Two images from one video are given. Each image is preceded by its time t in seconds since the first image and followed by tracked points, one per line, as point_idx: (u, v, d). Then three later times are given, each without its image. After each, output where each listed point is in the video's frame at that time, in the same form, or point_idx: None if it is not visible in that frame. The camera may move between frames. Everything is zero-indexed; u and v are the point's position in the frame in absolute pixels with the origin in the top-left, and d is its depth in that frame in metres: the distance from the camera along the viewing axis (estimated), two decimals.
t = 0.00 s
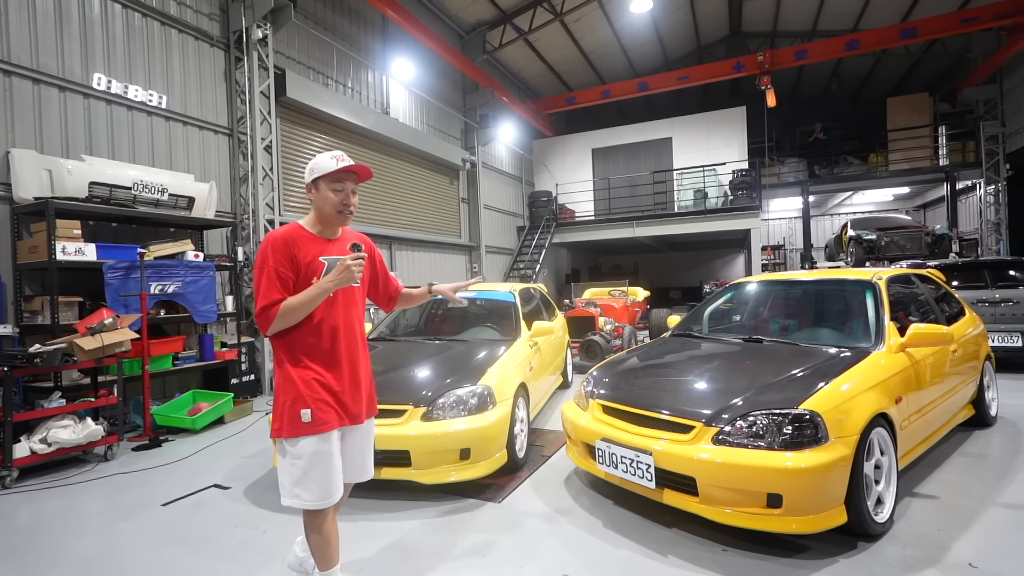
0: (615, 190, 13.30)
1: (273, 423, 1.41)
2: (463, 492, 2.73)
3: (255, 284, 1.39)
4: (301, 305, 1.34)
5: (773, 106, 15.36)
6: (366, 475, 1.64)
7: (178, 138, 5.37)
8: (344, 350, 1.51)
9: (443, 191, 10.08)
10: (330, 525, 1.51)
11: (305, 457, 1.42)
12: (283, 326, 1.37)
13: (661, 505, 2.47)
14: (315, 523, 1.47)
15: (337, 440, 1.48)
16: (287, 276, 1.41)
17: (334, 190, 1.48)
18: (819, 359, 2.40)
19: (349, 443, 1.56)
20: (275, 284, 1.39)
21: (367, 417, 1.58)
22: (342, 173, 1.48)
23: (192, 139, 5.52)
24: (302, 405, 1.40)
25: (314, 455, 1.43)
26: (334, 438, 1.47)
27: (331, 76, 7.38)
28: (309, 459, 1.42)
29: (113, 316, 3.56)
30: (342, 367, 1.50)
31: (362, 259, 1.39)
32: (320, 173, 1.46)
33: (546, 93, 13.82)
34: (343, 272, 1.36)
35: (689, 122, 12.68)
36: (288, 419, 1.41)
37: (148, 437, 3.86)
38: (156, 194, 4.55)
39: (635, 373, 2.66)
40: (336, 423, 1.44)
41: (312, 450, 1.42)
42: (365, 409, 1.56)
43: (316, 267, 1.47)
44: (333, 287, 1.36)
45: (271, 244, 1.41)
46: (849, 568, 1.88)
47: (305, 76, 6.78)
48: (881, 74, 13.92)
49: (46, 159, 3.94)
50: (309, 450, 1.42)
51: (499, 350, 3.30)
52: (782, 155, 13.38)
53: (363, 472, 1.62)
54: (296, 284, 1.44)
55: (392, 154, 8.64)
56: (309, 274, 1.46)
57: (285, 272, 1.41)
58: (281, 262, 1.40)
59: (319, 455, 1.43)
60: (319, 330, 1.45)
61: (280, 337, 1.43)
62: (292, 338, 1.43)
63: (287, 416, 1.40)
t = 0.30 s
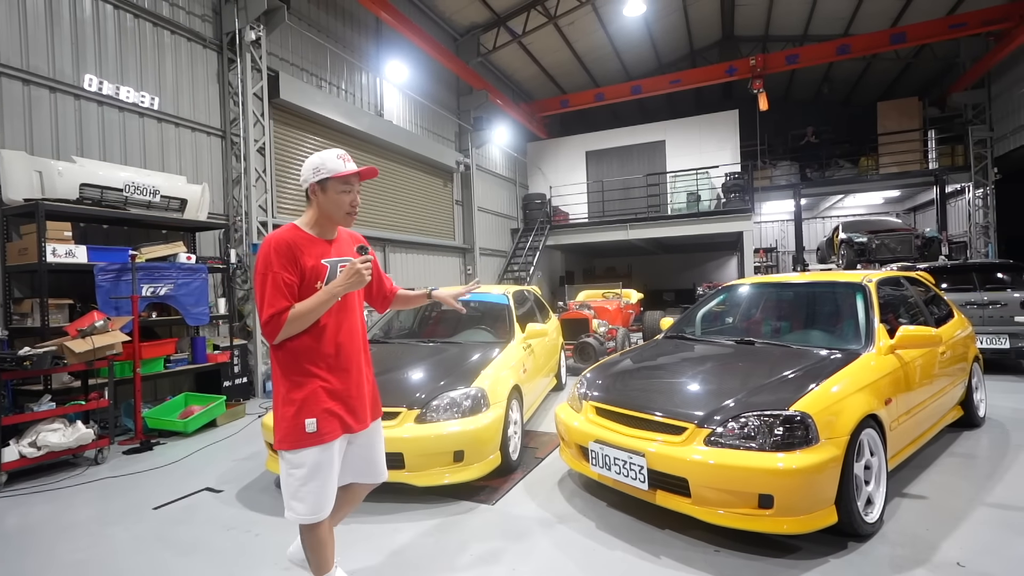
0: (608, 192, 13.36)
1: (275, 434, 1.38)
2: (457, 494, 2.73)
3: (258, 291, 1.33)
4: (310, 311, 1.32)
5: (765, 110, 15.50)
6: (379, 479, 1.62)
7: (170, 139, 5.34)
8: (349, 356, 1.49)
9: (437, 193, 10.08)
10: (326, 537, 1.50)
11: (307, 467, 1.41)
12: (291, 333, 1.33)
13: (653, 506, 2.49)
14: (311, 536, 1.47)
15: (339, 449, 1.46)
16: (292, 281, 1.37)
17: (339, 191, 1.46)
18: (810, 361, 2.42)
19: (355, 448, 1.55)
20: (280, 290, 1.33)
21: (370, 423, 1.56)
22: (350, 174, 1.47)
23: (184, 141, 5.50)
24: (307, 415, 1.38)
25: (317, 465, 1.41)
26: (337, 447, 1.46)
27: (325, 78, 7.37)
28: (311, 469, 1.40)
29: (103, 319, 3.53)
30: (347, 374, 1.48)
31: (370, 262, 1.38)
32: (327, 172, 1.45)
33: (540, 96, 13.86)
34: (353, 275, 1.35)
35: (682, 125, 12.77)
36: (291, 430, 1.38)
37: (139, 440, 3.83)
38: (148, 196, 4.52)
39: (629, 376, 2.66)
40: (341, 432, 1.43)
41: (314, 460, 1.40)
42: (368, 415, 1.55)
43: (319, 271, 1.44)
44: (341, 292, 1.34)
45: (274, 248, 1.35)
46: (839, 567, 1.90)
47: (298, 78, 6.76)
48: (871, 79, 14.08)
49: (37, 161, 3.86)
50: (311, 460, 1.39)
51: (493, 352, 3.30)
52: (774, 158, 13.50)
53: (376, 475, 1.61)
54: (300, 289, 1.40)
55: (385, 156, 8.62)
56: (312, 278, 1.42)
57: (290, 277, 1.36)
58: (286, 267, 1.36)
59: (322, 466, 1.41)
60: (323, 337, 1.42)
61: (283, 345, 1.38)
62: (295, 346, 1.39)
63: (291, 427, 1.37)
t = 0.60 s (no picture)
0: (604, 192, 13.38)
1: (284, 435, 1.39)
2: (453, 493, 2.73)
3: (264, 291, 1.32)
4: (321, 311, 1.31)
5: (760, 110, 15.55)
6: (395, 473, 1.65)
7: (165, 139, 5.32)
8: (355, 356, 1.49)
9: (433, 192, 10.07)
10: (328, 536, 1.49)
11: (317, 468, 1.41)
12: (299, 334, 1.33)
13: (648, 506, 2.50)
14: (310, 534, 1.46)
15: (348, 448, 1.47)
16: (297, 281, 1.36)
17: (339, 187, 1.46)
18: (804, 360, 2.44)
19: (367, 445, 1.58)
20: (286, 290, 1.32)
21: (377, 422, 1.57)
22: (351, 171, 1.48)
23: (179, 140, 5.48)
24: (316, 416, 1.39)
25: (327, 466, 1.41)
26: (346, 447, 1.47)
27: (320, 77, 7.35)
28: (320, 469, 1.40)
29: (98, 318, 3.52)
30: (354, 374, 1.48)
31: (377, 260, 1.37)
32: (329, 168, 1.44)
33: (536, 95, 13.86)
34: (363, 275, 1.34)
35: (678, 125, 12.80)
36: (299, 432, 1.38)
37: (133, 440, 3.82)
38: (143, 195, 4.50)
39: (625, 375, 2.67)
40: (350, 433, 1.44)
41: (324, 461, 1.41)
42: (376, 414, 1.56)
43: (324, 270, 1.44)
44: (348, 292, 1.33)
45: (279, 248, 1.35)
46: (833, 566, 1.92)
47: (294, 77, 6.74)
48: (865, 80, 14.15)
49: (31, 160, 3.83)
50: (322, 460, 1.40)
51: (488, 352, 3.30)
52: (770, 158, 13.55)
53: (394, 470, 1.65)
54: (306, 289, 1.39)
55: (381, 155, 8.61)
56: (317, 278, 1.41)
57: (296, 277, 1.35)
58: (291, 268, 1.35)
59: (333, 466, 1.42)
60: (330, 338, 1.42)
61: (290, 347, 1.38)
62: (303, 347, 1.39)
63: (300, 429, 1.38)
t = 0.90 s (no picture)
0: (608, 193, 13.37)
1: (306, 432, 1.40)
2: (455, 494, 2.73)
3: (287, 290, 1.34)
4: (335, 311, 1.30)
5: (765, 111, 15.52)
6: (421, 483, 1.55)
7: (171, 140, 5.35)
8: (380, 358, 1.45)
9: (437, 194, 10.09)
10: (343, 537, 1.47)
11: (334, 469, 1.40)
12: (317, 333, 1.32)
13: (651, 507, 2.49)
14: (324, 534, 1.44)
15: (367, 452, 1.43)
16: (320, 281, 1.36)
17: (351, 184, 1.44)
18: (808, 362, 2.43)
19: (389, 449, 1.51)
20: (307, 289, 1.33)
21: (404, 427, 1.51)
22: (352, 164, 1.43)
23: (184, 141, 5.51)
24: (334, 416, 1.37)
25: (344, 468, 1.40)
26: (365, 450, 1.43)
27: (325, 79, 7.39)
28: (337, 471, 1.39)
29: (104, 319, 3.54)
30: (376, 377, 1.44)
31: (395, 259, 1.32)
32: (332, 170, 1.45)
33: (540, 97, 13.87)
34: (379, 274, 1.30)
35: (681, 127, 12.78)
36: (318, 430, 1.38)
37: (138, 440, 3.84)
38: (148, 196, 4.53)
39: (627, 377, 2.67)
40: (368, 437, 1.40)
41: (340, 463, 1.39)
42: (400, 417, 1.50)
43: (348, 270, 1.41)
44: (366, 292, 1.30)
45: (302, 247, 1.36)
46: (836, 569, 1.90)
47: (298, 79, 6.78)
48: (870, 80, 14.09)
49: (38, 161, 3.88)
50: (339, 460, 1.38)
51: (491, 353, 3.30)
52: (774, 159, 13.51)
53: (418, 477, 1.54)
54: (329, 289, 1.38)
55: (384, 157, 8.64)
56: (341, 278, 1.39)
57: (317, 277, 1.35)
58: (313, 267, 1.35)
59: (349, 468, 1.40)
60: (352, 338, 1.40)
61: (314, 346, 1.39)
62: (325, 346, 1.38)
63: (318, 427, 1.38)
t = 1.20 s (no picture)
0: (609, 186, 13.31)
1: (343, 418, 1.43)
2: (456, 487, 2.74)
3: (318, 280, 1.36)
4: (357, 302, 1.28)
5: (768, 103, 15.41)
6: (458, 477, 1.51)
7: (171, 132, 5.33)
8: (409, 348, 1.40)
9: (438, 186, 10.05)
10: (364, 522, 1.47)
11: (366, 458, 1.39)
12: (343, 324, 1.33)
13: (651, 501, 2.49)
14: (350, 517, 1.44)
15: (398, 444, 1.40)
16: (348, 271, 1.35)
17: (374, 176, 1.41)
18: (810, 356, 2.42)
19: (431, 442, 1.46)
20: (334, 280, 1.33)
21: (439, 419, 1.45)
22: (372, 155, 1.41)
23: (185, 133, 5.48)
24: (362, 405, 1.36)
25: (374, 457, 1.38)
26: (397, 441, 1.40)
27: (325, 71, 7.33)
28: (367, 460, 1.38)
29: (104, 311, 3.54)
30: (405, 368, 1.39)
31: (411, 247, 1.28)
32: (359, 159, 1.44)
33: (541, 89, 13.78)
34: (394, 263, 1.26)
35: (684, 119, 12.68)
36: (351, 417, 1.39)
37: (140, 432, 3.85)
38: (148, 188, 4.54)
39: (628, 371, 2.65)
40: (396, 428, 1.37)
41: (369, 452, 1.38)
42: (432, 409, 1.42)
43: (377, 260, 1.38)
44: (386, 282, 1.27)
45: (329, 238, 1.36)
46: (837, 563, 1.90)
47: (299, 71, 6.72)
48: (875, 73, 13.97)
49: (37, 153, 3.87)
50: (366, 450, 1.37)
51: (491, 347, 3.29)
52: (777, 152, 13.43)
53: (442, 473, 1.48)
54: (358, 279, 1.37)
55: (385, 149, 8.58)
56: (370, 267, 1.37)
57: (343, 267, 1.34)
58: (340, 257, 1.34)
59: (379, 458, 1.38)
60: (380, 329, 1.37)
61: (346, 335, 1.40)
62: (355, 336, 1.38)
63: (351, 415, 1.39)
